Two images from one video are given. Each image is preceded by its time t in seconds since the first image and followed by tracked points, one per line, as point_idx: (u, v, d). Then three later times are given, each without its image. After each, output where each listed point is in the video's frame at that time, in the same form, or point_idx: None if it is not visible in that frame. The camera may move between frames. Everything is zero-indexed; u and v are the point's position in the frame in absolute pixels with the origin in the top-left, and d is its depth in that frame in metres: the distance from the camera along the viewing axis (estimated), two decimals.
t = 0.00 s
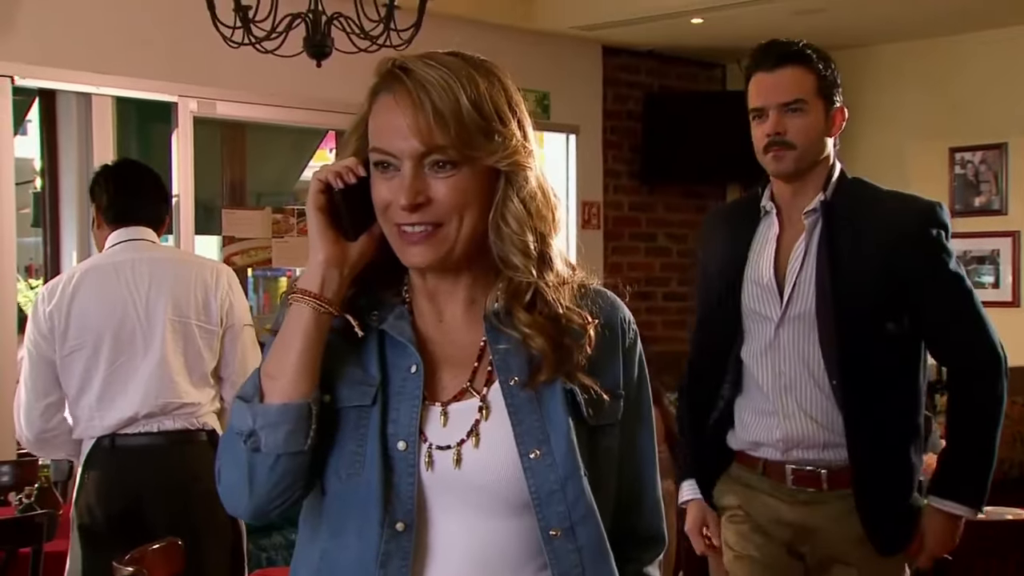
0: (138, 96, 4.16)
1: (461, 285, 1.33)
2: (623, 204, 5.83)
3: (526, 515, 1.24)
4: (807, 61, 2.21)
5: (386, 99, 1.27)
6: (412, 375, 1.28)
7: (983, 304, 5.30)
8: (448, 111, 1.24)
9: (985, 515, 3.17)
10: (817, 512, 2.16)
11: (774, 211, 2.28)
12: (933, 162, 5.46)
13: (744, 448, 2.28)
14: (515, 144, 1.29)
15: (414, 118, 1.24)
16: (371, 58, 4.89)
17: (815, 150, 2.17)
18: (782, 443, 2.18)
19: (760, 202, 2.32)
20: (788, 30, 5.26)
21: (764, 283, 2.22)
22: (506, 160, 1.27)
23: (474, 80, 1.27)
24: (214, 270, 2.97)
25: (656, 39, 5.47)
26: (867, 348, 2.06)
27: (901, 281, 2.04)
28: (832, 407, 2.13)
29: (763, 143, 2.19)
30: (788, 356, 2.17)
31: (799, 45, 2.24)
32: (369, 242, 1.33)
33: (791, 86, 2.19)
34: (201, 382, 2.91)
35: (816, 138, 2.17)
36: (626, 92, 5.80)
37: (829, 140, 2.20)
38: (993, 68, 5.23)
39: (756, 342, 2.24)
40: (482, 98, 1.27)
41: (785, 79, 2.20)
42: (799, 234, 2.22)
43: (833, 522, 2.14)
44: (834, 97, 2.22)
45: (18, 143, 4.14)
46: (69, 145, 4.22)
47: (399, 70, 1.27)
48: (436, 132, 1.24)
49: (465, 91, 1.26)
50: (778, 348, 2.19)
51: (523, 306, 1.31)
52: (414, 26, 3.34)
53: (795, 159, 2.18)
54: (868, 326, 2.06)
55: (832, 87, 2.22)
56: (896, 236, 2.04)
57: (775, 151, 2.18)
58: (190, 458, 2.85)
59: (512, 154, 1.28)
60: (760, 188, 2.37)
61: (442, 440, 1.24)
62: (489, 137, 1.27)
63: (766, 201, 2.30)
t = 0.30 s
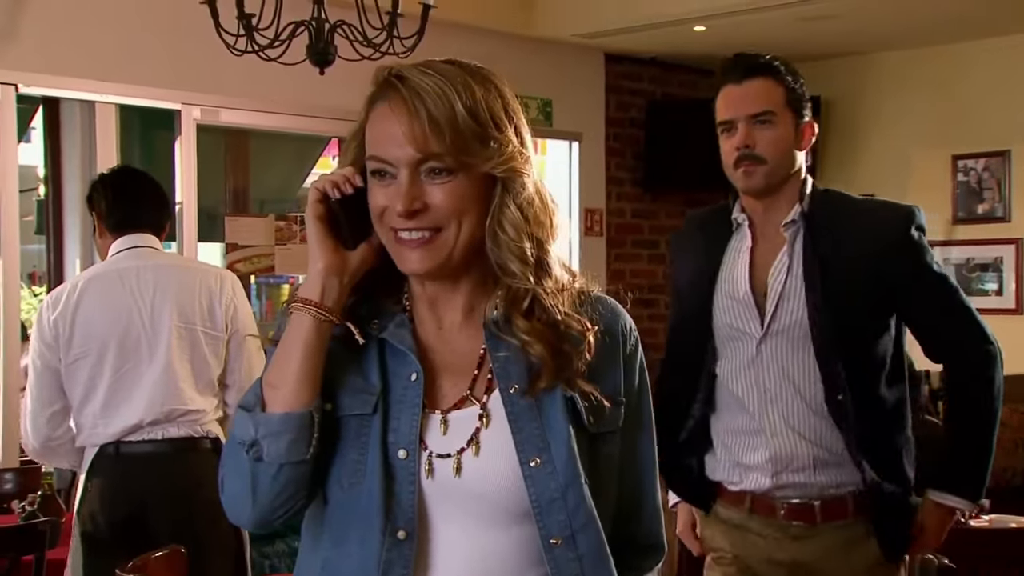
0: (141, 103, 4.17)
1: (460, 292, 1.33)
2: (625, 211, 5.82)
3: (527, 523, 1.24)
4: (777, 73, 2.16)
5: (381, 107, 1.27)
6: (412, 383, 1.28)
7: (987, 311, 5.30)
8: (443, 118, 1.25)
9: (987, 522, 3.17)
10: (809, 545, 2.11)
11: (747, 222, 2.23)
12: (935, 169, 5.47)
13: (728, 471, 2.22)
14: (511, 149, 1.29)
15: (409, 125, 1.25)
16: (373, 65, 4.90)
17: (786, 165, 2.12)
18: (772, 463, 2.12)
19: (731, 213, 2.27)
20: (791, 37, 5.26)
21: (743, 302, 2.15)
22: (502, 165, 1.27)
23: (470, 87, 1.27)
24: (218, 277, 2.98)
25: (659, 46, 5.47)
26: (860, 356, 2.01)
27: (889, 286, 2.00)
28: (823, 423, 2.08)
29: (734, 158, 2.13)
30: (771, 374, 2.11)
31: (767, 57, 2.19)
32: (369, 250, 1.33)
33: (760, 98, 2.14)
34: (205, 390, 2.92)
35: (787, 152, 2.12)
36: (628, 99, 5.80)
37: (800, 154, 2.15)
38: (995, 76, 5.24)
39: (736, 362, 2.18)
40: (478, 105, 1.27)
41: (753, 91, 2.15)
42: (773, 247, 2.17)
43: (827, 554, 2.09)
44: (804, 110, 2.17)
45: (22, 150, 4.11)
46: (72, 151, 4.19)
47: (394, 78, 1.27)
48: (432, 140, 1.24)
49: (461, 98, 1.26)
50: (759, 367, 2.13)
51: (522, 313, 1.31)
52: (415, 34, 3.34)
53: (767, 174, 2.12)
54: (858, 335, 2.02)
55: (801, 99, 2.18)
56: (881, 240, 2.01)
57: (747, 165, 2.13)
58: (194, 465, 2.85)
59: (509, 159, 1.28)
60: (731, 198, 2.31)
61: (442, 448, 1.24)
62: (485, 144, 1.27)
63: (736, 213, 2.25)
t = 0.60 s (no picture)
0: (157, 106, 4.19)
1: (475, 300, 1.33)
2: (639, 213, 5.82)
3: (537, 529, 1.25)
4: (700, 64, 2.11)
5: (401, 113, 1.27)
6: (427, 389, 1.28)
7: (1002, 313, 5.29)
8: (464, 126, 1.25)
9: (1003, 524, 3.16)
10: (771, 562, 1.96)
11: (686, 218, 2.13)
12: (951, 171, 5.45)
13: (683, 479, 2.10)
14: (529, 160, 1.30)
15: (430, 133, 1.25)
16: (387, 67, 4.91)
17: (720, 152, 2.05)
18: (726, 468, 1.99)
19: (669, 210, 2.18)
20: (806, 39, 5.25)
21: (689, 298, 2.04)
22: (518, 174, 1.28)
23: (489, 95, 1.27)
24: (232, 279, 2.99)
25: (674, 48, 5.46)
26: (813, 347, 1.90)
27: (841, 272, 1.89)
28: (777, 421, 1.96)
29: (666, 150, 2.06)
30: (721, 371, 1.99)
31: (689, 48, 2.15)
32: (385, 260, 1.34)
33: (684, 89, 2.09)
34: (219, 391, 2.93)
35: (717, 137, 2.05)
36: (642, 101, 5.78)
37: (734, 140, 2.08)
38: (1012, 77, 5.22)
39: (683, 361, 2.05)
40: (497, 114, 1.27)
41: (676, 83, 2.09)
42: (713, 239, 2.08)
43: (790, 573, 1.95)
44: (732, 98, 2.12)
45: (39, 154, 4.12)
46: (88, 152, 4.27)
47: (415, 84, 1.28)
48: (452, 147, 1.24)
49: (481, 106, 1.26)
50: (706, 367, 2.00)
51: (533, 323, 1.31)
52: (431, 36, 3.34)
53: (701, 163, 2.05)
54: (809, 324, 1.90)
55: (730, 88, 2.12)
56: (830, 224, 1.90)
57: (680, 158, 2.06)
58: (210, 465, 2.85)
59: (526, 170, 1.29)
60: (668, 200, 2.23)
61: (457, 452, 1.25)
62: (504, 153, 1.27)
63: (675, 208, 2.16)
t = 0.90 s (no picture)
0: (181, 109, 4.22)
1: (495, 299, 1.33)
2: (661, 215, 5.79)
3: (561, 529, 1.26)
4: (668, 45, 1.88)
5: (420, 112, 1.28)
6: (448, 388, 1.29)
7: None
8: (483, 124, 1.26)
9: None
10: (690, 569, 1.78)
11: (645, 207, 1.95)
12: (976, 172, 5.42)
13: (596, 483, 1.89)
14: (548, 155, 1.30)
15: (449, 131, 1.25)
16: (409, 70, 4.92)
17: (690, 144, 1.88)
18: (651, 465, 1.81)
19: (630, 201, 2.01)
20: (831, 39, 5.23)
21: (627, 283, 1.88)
22: (536, 170, 1.28)
23: (508, 93, 1.28)
24: (255, 278, 3.00)
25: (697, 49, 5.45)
26: (752, 343, 1.78)
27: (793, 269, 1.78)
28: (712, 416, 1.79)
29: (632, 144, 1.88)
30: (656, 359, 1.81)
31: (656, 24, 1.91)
32: (404, 258, 1.34)
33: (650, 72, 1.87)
34: (243, 390, 2.94)
35: (687, 131, 1.87)
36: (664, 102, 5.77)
37: (705, 130, 1.89)
38: None
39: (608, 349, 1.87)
40: (516, 112, 1.28)
41: (644, 69, 1.87)
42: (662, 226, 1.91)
43: None
44: (704, 83, 1.90)
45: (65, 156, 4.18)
46: (113, 156, 4.31)
47: (433, 83, 1.28)
48: (471, 144, 1.25)
49: (499, 103, 1.27)
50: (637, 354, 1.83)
51: (555, 317, 1.32)
52: (453, 38, 3.34)
53: (670, 156, 1.87)
54: (758, 311, 1.78)
55: (700, 71, 1.90)
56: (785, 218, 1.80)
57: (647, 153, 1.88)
58: (235, 466, 2.87)
59: (546, 166, 1.29)
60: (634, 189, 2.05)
61: (479, 453, 1.25)
62: (523, 150, 1.28)
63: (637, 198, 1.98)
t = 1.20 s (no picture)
0: (208, 111, 4.25)
1: (516, 301, 1.34)
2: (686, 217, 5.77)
3: (585, 529, 1.26)
4: (613, 56, 1.67)
5: (437, 118, 1.28)
6: (470, 391, 1.29)
7: None
8: (499, 130, 1.26)
9: None
10: None
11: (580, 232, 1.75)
12: (1007, 174, 5.39)
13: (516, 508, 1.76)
14: (565, 159, 1.30)
15: (466, 137, 1.26)
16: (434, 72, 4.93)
17: (636, 161, 1.66)
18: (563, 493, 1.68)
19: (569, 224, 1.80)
20: (859, 40, 5.20)
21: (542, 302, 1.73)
22: (550, 175, 1.28)
23: (525, 98, 1.28)
24: (291, 282, 3.01)
25: (724, 51, 5.44)
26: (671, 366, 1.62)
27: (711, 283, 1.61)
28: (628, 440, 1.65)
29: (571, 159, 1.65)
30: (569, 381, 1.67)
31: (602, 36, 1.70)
32: (425, 262, 1.34)
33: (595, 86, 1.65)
34: (277, 393, 2.97)
35: (632, 147, 1.65)
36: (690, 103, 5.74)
37: (652, 144, 1.68)
38: None
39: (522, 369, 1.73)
40: (532, 116, 1.28)
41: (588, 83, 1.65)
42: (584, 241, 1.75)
43: None
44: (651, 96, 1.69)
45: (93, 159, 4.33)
46: (141, 159, 4.31)
47: (449, 89, 1.28)
48: (488, 150, 1.25)
49: (515, 108, 1.27)
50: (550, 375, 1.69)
51: (578, 316, 1.32)
52: (479, 39, 3.34)
53: (613, 171, 1.66)
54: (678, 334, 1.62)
55: (648, 85, 1.68)
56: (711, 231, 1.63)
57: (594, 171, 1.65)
58: (268, 467, 2.91)
59: (563, 171, 1.29)
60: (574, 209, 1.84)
61: (503, 454, 1.25)
62: (541, 155, 1.28)
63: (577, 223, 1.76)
